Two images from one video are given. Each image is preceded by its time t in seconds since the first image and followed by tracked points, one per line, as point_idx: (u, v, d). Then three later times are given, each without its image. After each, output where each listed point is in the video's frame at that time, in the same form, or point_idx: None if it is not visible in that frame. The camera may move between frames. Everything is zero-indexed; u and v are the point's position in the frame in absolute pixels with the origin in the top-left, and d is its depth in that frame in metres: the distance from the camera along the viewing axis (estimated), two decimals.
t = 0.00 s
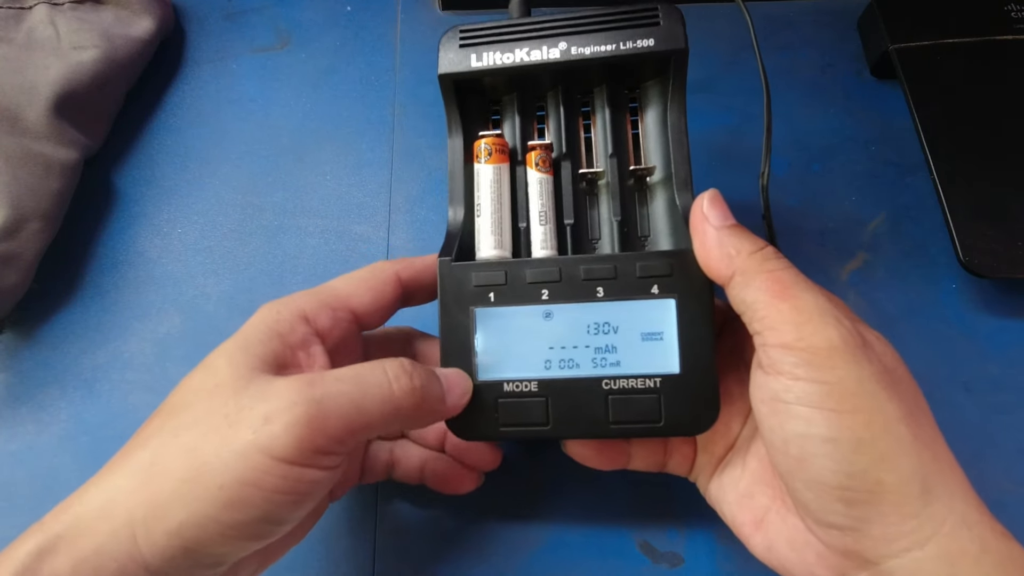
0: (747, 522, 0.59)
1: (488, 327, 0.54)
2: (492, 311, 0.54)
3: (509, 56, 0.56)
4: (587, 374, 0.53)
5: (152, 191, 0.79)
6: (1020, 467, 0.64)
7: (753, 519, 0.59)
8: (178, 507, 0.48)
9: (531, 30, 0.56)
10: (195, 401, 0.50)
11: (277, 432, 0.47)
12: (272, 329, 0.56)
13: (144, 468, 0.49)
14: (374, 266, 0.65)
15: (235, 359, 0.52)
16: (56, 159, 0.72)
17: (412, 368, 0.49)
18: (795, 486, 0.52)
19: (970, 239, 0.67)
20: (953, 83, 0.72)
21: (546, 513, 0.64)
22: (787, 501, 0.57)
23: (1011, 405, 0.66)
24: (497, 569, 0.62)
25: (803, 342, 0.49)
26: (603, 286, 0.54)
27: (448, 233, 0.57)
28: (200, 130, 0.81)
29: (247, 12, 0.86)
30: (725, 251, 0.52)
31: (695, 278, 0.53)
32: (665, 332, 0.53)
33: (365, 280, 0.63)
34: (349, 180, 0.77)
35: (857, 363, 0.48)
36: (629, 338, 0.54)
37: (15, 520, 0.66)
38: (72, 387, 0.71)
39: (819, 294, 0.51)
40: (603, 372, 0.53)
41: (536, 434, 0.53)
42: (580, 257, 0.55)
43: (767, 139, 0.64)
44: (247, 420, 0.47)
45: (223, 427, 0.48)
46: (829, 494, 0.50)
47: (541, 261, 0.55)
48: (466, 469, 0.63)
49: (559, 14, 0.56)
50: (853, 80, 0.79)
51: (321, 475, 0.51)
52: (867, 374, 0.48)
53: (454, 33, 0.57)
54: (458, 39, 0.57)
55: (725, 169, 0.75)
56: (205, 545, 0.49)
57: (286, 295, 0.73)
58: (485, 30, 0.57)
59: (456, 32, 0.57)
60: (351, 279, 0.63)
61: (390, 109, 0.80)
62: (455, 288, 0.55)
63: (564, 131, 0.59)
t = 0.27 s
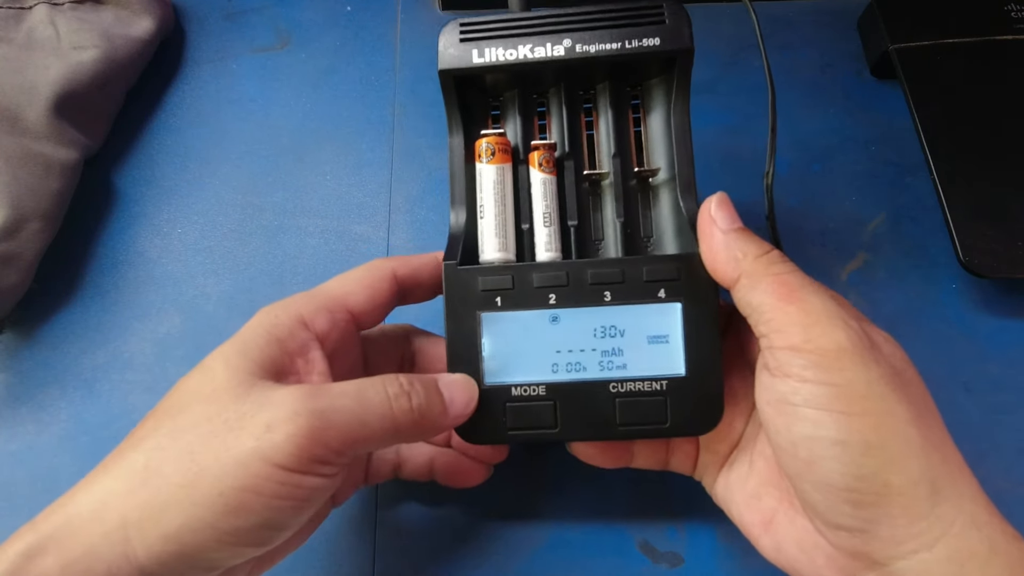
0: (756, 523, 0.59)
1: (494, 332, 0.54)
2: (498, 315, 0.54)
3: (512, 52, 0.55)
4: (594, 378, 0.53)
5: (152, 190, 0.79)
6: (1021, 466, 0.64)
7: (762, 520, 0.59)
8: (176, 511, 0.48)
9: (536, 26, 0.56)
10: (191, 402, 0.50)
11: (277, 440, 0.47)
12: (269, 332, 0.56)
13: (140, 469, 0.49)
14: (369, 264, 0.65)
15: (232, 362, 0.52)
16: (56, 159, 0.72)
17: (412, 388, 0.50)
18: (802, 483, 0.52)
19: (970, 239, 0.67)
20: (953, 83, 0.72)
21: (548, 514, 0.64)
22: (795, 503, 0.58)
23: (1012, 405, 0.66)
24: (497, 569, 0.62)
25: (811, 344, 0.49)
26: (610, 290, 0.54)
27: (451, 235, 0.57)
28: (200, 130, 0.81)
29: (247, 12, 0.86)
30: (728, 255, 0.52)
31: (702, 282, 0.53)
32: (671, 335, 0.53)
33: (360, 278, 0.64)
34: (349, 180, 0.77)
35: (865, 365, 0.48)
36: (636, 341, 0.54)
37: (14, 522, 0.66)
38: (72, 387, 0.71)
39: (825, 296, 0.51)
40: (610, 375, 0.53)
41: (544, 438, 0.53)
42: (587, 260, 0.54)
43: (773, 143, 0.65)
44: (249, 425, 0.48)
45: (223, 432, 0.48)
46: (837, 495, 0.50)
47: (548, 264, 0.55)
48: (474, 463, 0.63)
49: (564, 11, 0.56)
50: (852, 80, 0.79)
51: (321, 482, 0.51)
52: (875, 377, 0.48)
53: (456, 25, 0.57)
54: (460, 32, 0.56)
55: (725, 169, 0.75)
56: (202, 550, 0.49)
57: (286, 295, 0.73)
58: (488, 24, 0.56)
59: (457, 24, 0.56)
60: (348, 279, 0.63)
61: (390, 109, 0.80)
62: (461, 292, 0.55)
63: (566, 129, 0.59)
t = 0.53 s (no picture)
0: (757, 528, 0.59)
1: (486, 331, 0.54)
2: (490, 316, 0.54)
3: (499, 58, 0.55)
4: (584, 374, 0.54)
5: (152, 191, 0.79)
6: (1020, 467, 0.64)
7: (763, 524, 0.59)
8: (180, 508, 0.48)
9: (521, 32, 0.56)
10: (191, 403, 0.50)
11: (280, 436, 0.47)
12: (266, 332, 0.56)
13: (141, 468, 0.49)
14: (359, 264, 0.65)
15: (231, 361, 0.52)
16: (56, 159, 0.72)
17: (408, 388, 0.50)
18: (799, 487, 0.52)
19: (971, 239, 0.67)
20: (953, 83, 0.72)
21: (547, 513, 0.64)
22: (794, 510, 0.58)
23: (1012, 405, 0.66)
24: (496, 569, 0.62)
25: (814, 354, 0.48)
26: (599, 290, 0.54)
27: (442, 239, 0.57)
28: (200, 130, 0.81)
29: (247, 12, 0.86)
30: (734, 262, 0.53)
31: (688, 278, 0.54)
32: (658, 331, 0.54)
33: (352, 278, 0.64)
34: (349, 180, 0.77)
35: (873, 377, 0.47)
36: (625, 338, 0.54)
37: (14, 521, 0.66)
38: (72, 387, 0.71)
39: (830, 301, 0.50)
40: (601, 372, 0.54)
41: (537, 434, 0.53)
42: (577, 261, 0.55)
43: (755, 143, 0.65)
44: (252, 423, 0.48)
45: (227, 429, 0.48)
46: (841, 510, 0.50)
47: (538, 265, 0.55)
48: (471, 458, 0.64)
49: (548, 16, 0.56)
50: (852, 80, 0.79)
51: (321, 478, 0.51)
52: (882, 390, 0.47)
53: (442, 31, 0.56)
54: (447, 38, 0.56)
55: (725, 169, 0.75)
56: (207, 546, 0.49)
57: (286, 295, 0.73)
58: (474, 31, 0.56)
59: (444, 30, 0.56)
60: (339, 279, 0.63)
61: (390, 108, 0.80)
62: (452, 295, 0.55)
63: (553, 133, 0.59)
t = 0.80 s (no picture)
0: (771, 539, 0.59)
1: (482, 335, 0.54)
2: (485, 321, 0.54)
3: (491, 65, 0.55)
4: (579, 377, 0.54)
5: (152, 190, 0.79)
6: (1021, 468, 0.64)
7: (776, 534, 0.58)
8: (179, 506, 0.48)
9: (511, 38, 0.56)
10: (188, 406, 0.50)
11: (282, 438, 0.47)
12: (266, 334, 0.56)
13: (140, 471, 0.49)
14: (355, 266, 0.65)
15: (231, 364, 0.52)
16: (56, 159, 0.72)
17: (406, 393, 0.50)
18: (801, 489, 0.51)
19: (972, 240, 0.67)
20: (954, 83, 0.72)
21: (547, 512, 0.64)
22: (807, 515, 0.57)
23: (1012, 405, 0.66)
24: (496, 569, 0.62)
25: (802, 419, 0.46)
26: (593, 293, 0.54)
27: (436, 246, 0.57)
28: (200, 130, 0.81)
29: (247, 12, 0.86)
30: (720, 347, 0.49)
31: (679, 279, 0.54)
32: (650, 334, 0.54)
33: (348, 280, 0.64)
34: (348, 180, 0.77)
35: (862, 416, 0.45)
36: (618, 340, 0.54)
37: (14, 522, 0.66)
38: (73, 387, 0.71)
39: (797, 345, 0.47)
40: (595, 374, 0.54)
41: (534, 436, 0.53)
42: (570, 265, 0.55)
43: (746, 144, 0.69)
44: (254, 424, 0.48)
45: (228, 432, 0.48)
46: (848, 535, 0.50)
47: (531, 270, 0.55)
48: (464, 457, 0.64)
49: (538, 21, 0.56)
50: (852, 80, 0.79)
51: (322, 480, 0.51)
52: (872, 427, 0.46)
53: (433, 37, 0.56)
54: (438, 44, 0.56)
55: (725, 169, 0.75)
56: (205, 547, 0.49)
57: (286, 296, 0.73)
58: (465, 36, 0.56)
59: (435, 37, 0.56)
60: (335, 283, 0.63)
61: (390, 109, 0.80)
62: (447, 300, 0.55)
63: (545, 138, 0.59)
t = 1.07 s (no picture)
0: (784, 546, 0.58)
1: (487, 337, 0.54)
2: (490, 323, 0.54)
3: (493, 66, 0.55)
4: (584, 378, 0.54)
5: (152, 191, 0.79)
6: (1021, 468, 0.64)
7: (788, 542, 0.58)
8: (190, 502, 0.47)
9: (514, 39, 0.56)
10: (199, 402, 0.49)
11: (296, 435, 0.47)
12: (276, 334, 0.55)
13: (152, 466, 0.48)
14: (362, 267, 0.65)
15: (244, 361, 0.52)
16: (56, 159, 0.72)
17: (411, 395, 0.50)
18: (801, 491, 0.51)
19: (971, 240, 0.67)
20: (954, 83, 0.72)
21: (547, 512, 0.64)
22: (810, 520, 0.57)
23: (1012, 406, 0.66)
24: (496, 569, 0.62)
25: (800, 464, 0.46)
26: (596, 295, 0.54)
27: (441, 248, 0.58)
28: (200, 130, 0.81)
29: (247, 12, 0.86)
30: (710, 409, 0.47)
31: (682, 280, 0.54)
32: (654, 335, 0.54)
33: (356, 281, 0.64)
34: (348, 180, 0.77)
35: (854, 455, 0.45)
36: (622, 341, 0.54)
37: (14, 522, 0.66)
38: (72, 387, 0.71)
39: (779, 391, 0.46)
40: (599, 375, 0.54)
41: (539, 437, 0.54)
42: (574, 267, 0.55)
43: (749, 145, 0.70)
44: (265, 422, 0.47)
45: (241, 427, 0.48)
46: (855, 550, 0.51)
47: (536, 273, 0.55)
48: (464, 456, 0.64)
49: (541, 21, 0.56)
50: (852, 80, 0.79)
51: (331, 477, 0.51)
52: (866, 461, 0.45)
53: (435, 40, 0.56)
54: (441, 47, 0.56)
55: (725, 169, 0.75)
56: (214, 542, 0.49)
57: (286, 296, 0.73)
58: (468, 39, 0.56)
59: (437, 40, 0.56)
60: (342, 282, 0.63)
61: (390, 109, 0.80)
62: (452, 302, 0.55)
63: (549, 139, 0.59)
